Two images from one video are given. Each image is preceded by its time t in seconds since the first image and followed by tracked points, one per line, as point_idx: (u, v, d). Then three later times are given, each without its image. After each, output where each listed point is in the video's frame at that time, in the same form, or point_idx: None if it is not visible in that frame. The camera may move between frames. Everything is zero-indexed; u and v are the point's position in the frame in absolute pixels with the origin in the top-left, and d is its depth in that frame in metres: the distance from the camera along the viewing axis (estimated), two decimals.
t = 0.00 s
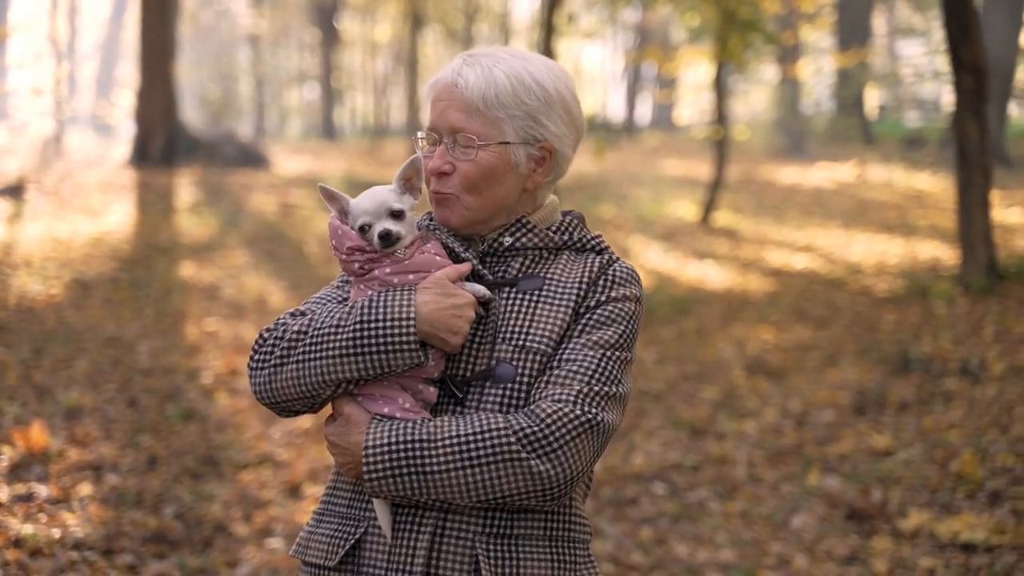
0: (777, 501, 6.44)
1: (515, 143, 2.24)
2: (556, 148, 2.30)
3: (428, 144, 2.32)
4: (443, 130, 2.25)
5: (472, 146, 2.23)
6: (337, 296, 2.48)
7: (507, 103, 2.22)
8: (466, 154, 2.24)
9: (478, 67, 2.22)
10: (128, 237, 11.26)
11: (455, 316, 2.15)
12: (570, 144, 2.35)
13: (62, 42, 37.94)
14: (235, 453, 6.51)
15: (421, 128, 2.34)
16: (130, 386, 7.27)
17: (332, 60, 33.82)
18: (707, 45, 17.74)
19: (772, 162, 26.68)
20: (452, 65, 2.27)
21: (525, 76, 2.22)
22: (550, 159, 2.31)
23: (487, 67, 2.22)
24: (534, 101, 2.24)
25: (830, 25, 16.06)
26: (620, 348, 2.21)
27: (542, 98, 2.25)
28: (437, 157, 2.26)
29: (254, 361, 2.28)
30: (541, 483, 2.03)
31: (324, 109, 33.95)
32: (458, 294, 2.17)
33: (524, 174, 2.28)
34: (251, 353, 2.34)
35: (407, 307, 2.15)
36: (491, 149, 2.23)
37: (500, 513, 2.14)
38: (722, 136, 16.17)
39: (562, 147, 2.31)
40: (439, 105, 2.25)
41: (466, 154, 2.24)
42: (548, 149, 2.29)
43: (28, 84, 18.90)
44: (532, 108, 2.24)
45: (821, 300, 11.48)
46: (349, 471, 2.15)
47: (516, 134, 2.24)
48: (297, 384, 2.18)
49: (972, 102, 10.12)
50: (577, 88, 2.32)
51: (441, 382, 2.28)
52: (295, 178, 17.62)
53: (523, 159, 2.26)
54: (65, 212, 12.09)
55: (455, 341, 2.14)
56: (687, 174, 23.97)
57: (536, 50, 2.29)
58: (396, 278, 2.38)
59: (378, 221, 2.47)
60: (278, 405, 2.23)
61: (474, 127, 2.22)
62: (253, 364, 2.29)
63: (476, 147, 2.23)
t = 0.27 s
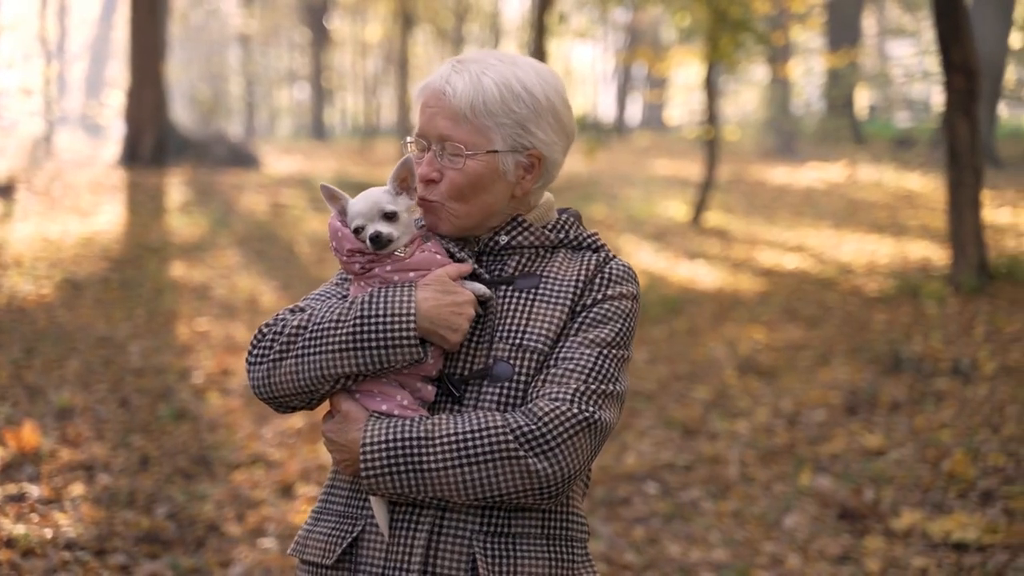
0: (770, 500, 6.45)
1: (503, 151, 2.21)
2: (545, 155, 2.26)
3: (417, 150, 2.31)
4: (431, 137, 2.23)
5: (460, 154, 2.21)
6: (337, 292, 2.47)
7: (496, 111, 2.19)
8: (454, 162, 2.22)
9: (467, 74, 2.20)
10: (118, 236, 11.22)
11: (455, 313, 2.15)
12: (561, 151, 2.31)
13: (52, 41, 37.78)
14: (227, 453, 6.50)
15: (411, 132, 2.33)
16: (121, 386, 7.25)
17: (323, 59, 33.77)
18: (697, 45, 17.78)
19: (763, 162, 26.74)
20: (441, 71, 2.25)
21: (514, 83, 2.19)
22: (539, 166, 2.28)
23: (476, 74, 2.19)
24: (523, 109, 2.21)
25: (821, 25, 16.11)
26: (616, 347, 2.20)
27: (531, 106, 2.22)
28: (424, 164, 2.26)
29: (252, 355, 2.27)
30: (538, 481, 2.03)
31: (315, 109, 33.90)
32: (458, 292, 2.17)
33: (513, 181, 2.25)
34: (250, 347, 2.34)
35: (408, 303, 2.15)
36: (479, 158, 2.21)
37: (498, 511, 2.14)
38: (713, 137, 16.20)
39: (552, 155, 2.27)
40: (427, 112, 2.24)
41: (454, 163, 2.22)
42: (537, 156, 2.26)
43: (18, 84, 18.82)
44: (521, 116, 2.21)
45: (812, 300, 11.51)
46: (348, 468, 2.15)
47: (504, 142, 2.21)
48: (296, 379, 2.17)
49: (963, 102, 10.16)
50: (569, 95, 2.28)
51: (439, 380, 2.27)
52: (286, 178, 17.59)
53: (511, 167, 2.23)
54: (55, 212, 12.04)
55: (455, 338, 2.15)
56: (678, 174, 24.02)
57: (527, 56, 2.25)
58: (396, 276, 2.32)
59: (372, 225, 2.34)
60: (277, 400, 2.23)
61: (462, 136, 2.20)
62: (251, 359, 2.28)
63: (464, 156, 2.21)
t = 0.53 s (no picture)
0: (763, 500, 6.46)
1: (492, 161, 2.18)
2: (536, 164, 2.22)
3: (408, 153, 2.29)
4: (421, 144, 2.21)
5: (449, 162, 2.19)
6: (336, 290, 2.45)
7: (486, 120, 2.16)
8: (444, 170, 2.20)
9: (458, 81, 2.17)
10: (110, 237, 11.20)
11: (455, 311, 2.15)
12: (552, 157, 2.27)
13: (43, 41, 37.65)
14: (220, 454, 6.48)
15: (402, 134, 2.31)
16: (113, 386, 7.23)
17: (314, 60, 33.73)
18: (688, 45, 17.82)
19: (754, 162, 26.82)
20: (433, 75, 2.22)
21: (505, 91, 2.16)
22: (530, 175, 2.24)
23: (466, 82, 2.16)
24: (514, 118, 2.17)
25: (811, 26, 16.18)
26: (614, 345, 2.19)
27: (522, 115, 2.18)
28: (415, 169, 2.25)
29: (251, 354, 2.26)
30: (537, 482, 2.03)
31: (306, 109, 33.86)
32: (459, 290, 2.17)
33: (503, 189, 2.22)
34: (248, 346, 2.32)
35: (408, 300, 2.15)
36: (468, 167, 2.18)
37: (497, 511, 2.13)
38: (704, 137, 16.24)
39: (543, 163, 2.23)
40: (418, 118, 2.21)
41: (443, 171, 2.20)
42: (528, 164, 2.22)
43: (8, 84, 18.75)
44: (512, 125, 2.17)
45: (804, 300, 11.54)
46: (348, 468, 2.15)
47: (494, 151, 2.18)
48: (295, 376, 2.16)
49: (954, 103, 10.21)
50: (562, 102, 2.24)
51: (437, 380, 2.27)
52: (277, 178, 17.57)
53: (501, 175, 2.20)
54: (46, 212, 12.00)
55: (454, 336, 2.15)
56: (669, 174, 24.07)
57: (520, 61, 2.21)
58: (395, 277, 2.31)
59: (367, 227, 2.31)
60: (276, 399, 2.22)
61: (451, 144, 2.18)
62: (250, 358, 2.27)
63: (453, 165, 2.19)
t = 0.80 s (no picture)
0: (754, 500, 6.47)
1: (479, 166, 2.17)
2: (524, 169, 2.20)
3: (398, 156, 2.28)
4: (408, 148, 2.20)
5: (435, 168, 2.19)
6: (332, 290, 2.45)
7: (472, 125, 2.14)
8: (430, 175, 2.20)
9: (444, 86, 2.15)
10: (99, 237, 11.15)
11: (453, 311, 2.15)
12: (542, 161, 2.25)
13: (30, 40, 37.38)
14: (211, 453, 6.46)
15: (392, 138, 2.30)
16: (103, 386, 7.20)
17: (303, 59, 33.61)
18: (678, 46, 17.82)
19: (743, 162, 26.91)
20: (421, 79, 2.20)
21: (491, 96, 2.14)
22: (519, 178, 2.22)
23: (452, 87, 2.14)
24: (501, 123, 2.15)
25: (801, 26, 16.21)
26: (611, 344, 2.19)
27: (509, 120, 2.16)
28: (402, 174, 2.25)
29: (249, 354, 2.26)
30: (538, 483, 2.02)
31: (294, 109, 33.74)
32: (457, 290, 2.17)
33: (491, 194, 2.20)
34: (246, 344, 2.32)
35: (406, 299, 2.14)
36: (455, 173, 2.17)
37: (498, 512, 2.13)
38: (693, 137, 16.25)
39: (531, 167, 2.21)
40: (405, 122, 2.21)
41: (430, 176, 2.20)
42: (515, 169, 2.20)
43: None
44: (498, 131, 2.15)
45: (794, 300, 11.56)
46: (346, 469, 2.14)
47: (481, 157, 2.16)
48: (293, 375, 2.16)
49: (943, 103, 10.25)
50: (552, 105, 2.20)
51: (436, 380, 2.26)
52: (266, 178, 17.51)
53: (489, 180, 2.18)
54: (35, 212, 11.94)
55: (452, 335, 2.15)
56: (658, 175, 24.09)
57: (507, 65, 2.18)
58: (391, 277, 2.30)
59: (357, 229, 2.31)
60: (274, 399, 2.21)
61: (437, 151, 2.17)
62: (248, 358, 2.27)
63: (440, 171, 2.18)
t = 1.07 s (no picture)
0: (746, 499, 6.48)
1: (482, 158, 2.16)
2: (527, 159, 2.20)
3: (397, 152, 2.25)
4: (410, 141, 2.18)
5: (438, 160, 2.16)
6: (327, 294, 2.44)
7: (475, 116, 2.13)
8: (433, 168, 2.17)
9: (445, 78, 2.14)
10: (89, 237, 11.11)
11: (443, 316, 2.13)
12: (544, 153, 2.25)
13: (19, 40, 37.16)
14: (203, 453, 6.45)
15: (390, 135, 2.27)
16: (94, 386, 7.18)
17: (293, 59, 33.52)
18: (668, 46, 17.84)
19: (732, 162, 26.99)
20: (420, 73, 2.19)
21: (493, 86, 2.13)
22: (521, 170, 2.22)
23: (454, 78, 2.13)
24: (503, 113, 2.15)
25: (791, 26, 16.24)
26: (610, 343, 2.18)
27: (512, 110, 2.15)
28: (404, 167, 2.21)
29: (243, 361, 2.26)
30: (535, 484, 2.02)
31: (284, 109, 33.65)
32: (448, 295, 2.15)
33: (494, 186, 2.20)
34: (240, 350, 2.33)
35: (395, 306, 2.14)
36: (459, 164, 2.16)
37: (496, 513, 2.13)
38: (684, 137, 16.26)
39: (534, 157, 2.21)
40: (405, 116, 2.18)
41: (434, 168, 2.17)
42: (518, 160, 2.19)
43: None
44: (501, 121, 2.15)
45: (785, 300, 11.58)
46: (342, 475, 2.14)
47: (484, 148, 2.15)
48: (285, 383, 2.16)
49: (934, 103, 10.29)
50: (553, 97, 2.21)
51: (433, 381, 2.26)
52: (257, 178, 17.45)
53: (492, 171, 2.17)
54: (24, 212, 11.88)
55: (442, 341, 2.13)
56: (649, 175, 24.11)
57: (507, 56, 2.18)
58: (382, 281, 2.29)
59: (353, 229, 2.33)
60: (267, 405, 2.22)
61: (440, 142, 2.15)
62: (242, 364, 2.27)
63: (444, 162, 2.16)
